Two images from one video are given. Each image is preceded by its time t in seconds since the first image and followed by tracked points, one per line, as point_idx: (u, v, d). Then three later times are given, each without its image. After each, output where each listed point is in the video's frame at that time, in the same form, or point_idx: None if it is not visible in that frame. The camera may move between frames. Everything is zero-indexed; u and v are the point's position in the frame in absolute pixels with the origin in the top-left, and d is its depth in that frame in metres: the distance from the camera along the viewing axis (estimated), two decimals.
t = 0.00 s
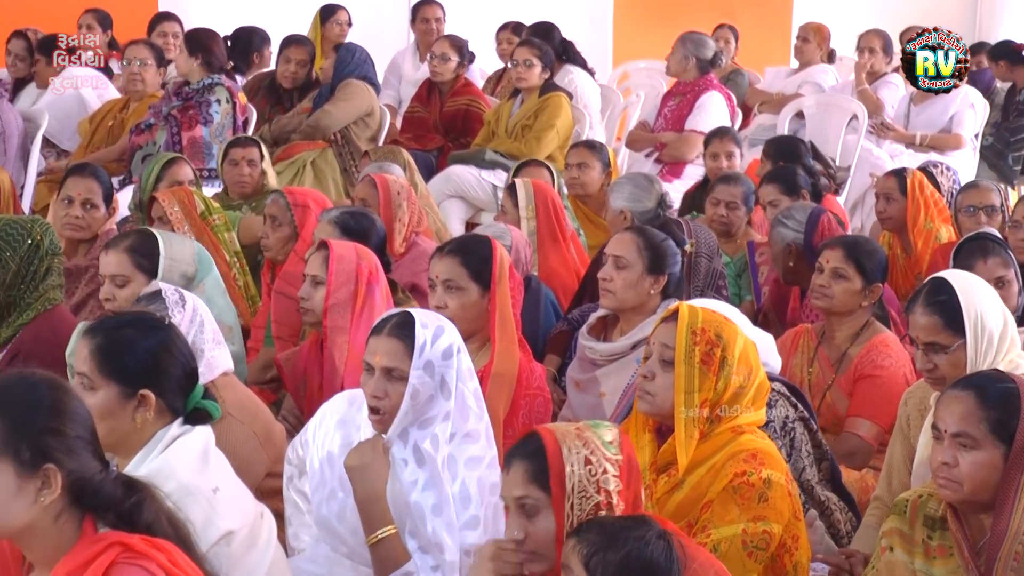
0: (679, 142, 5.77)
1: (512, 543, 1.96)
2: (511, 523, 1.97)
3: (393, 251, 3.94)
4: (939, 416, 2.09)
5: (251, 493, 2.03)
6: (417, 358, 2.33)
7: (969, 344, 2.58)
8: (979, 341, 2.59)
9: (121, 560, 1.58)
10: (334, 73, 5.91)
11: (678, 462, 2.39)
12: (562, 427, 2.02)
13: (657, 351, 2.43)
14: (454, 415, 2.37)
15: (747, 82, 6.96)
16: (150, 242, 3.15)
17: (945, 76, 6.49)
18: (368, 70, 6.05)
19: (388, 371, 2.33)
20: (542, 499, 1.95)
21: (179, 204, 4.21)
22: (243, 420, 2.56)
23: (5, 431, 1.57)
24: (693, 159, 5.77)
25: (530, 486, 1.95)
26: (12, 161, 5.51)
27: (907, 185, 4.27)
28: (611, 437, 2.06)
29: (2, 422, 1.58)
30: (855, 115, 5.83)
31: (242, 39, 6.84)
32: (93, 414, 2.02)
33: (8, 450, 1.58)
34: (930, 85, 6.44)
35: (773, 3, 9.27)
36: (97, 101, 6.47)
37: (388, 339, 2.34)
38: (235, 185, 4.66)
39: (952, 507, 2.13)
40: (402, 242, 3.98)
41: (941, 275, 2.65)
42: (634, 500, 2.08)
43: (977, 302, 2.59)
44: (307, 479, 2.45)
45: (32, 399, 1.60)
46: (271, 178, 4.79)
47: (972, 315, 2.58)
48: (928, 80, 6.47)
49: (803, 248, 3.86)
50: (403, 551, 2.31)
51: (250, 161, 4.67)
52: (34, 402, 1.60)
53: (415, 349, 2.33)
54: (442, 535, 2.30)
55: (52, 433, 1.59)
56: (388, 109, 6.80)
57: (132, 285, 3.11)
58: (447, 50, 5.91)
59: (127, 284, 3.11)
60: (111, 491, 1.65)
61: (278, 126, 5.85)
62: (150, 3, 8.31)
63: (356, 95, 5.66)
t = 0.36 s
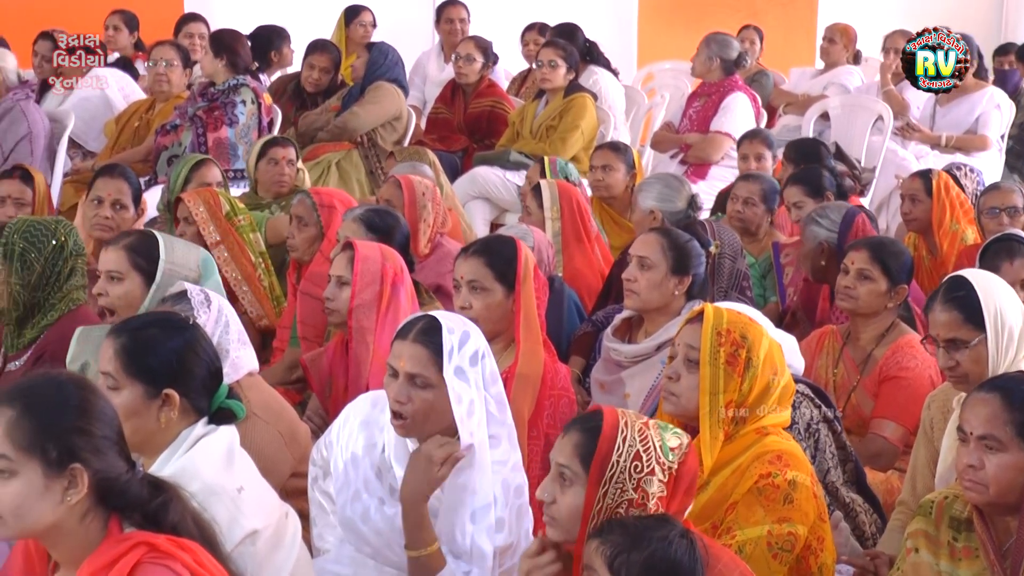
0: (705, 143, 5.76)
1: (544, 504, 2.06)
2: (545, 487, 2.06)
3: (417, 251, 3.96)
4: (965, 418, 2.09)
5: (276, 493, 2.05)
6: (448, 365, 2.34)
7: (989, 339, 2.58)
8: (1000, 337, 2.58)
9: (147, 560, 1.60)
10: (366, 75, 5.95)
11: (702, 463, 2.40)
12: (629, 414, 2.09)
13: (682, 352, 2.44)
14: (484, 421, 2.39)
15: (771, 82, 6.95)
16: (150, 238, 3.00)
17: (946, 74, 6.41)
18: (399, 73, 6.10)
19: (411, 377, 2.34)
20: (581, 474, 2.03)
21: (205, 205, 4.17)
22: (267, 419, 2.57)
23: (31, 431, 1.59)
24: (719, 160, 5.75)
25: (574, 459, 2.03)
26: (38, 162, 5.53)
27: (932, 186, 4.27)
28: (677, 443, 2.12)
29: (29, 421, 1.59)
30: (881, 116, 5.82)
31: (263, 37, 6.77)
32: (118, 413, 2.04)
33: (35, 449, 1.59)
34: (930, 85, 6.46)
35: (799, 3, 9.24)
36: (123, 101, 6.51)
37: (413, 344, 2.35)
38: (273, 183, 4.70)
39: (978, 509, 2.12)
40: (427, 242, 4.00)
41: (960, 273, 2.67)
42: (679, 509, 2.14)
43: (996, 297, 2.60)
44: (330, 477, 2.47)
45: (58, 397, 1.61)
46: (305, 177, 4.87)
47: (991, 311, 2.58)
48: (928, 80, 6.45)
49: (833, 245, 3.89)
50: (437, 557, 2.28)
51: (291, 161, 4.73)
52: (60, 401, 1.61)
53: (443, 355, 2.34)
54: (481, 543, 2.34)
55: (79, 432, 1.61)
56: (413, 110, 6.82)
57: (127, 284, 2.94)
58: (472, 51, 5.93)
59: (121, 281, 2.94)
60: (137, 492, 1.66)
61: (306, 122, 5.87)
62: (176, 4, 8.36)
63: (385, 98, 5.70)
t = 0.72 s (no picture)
0: (727, 143, 5.76)
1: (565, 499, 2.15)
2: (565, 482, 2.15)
3: (440, 252, 3.99)
4: (987, 418, 2.09)
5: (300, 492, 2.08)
6: (465, 395, 2.33)
7: (996, 335, 2.60)
8: (1006, 333, 2.60)
9: (173, 559, 1.63)
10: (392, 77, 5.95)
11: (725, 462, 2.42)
12: (647, 409, 2.14)
13: (704, 352, 2.45)
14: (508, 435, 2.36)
15: (793, 84, 6.97)
16: (132, 246, 2.86)
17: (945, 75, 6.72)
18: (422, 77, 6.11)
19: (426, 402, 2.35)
20: (594, 469, 2.11)
21: (229, 205, 4.17)
22: (291, 419, 2.60)
23: (57, 430, 1.62)
24: (740, 160, 5.75)
25: (590, 455, 2.12)
26: (63, 162, 5.59)
27: (954, 187, 4.25)
28: (694, 438, 2.15)
29: (55, 421, 1.62)
30: (903, 117, 5.81)
31: (286, 37, 6.80)
32: (143, 410, 2.07)
33: (61, 448, 1.62)
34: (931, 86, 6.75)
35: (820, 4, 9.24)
36: (147, 101, 6.55)
37: (432, 368, 2.35)
38: (304, 184, 4.74)
39: (999, 509, 2.13)
40: (450, 243, 4.02)
41: (964, 273, 2.70)
42: (705, 507, 2.17)
43: (1000, 293, 2.62)
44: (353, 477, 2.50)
45: (85, 397, 1.64)
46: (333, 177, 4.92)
47: (994, 306, 2.60)
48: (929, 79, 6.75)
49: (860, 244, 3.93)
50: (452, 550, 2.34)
51: (322, 162, 4.77)
52: (87, 400, 1.64)
53: (462, 383, 2.33)
54: (507, 541, 2.31)
55: (106, 431, 1.64)
56: (436, 111, 6.86)
57: (112, 296, 2.82)
58: (497, 51, 5.96)
59: (106, 292, 2.82)
60: (162, 490, 1.69)
61: (331, 121, 5.90)
62: (201, 4, 8.43)
63: (409, 99, 5.72)
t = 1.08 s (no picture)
0: (749, 144, 5.76)
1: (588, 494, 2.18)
2: (589, 477, 2.17)
3: (464, 252, 4.02)
4: (1010, 419, 2.10)
5: (326, 491, 2.11)
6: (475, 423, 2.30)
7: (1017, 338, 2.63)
8: None
9: (198, 557, 1.66)
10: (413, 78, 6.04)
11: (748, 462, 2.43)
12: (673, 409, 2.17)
13: (727, 351, 2.47)
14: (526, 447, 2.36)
15: (816, 85, 6.99)
16: (135, 251, 3.00)
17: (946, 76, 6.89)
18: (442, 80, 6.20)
19: (438, 425, 2.34)
20: (616, 462, 2.14)
21: (255, 206, 4.21)
22: (316, 418, 2.64)
23: (84, 430, 1.65)
24: (763, 161, 5.75)
25: (613, 449, 2.14)
26: (90, 164, 5.62)
27: (976, 188, 4.24)
28: (719, 440, 2.17)
29: (82, 420, 1.65)
30: (925, 119, 5.81)
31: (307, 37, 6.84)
32: (171, 410, 2.10)
33: (88, 447, 1.65)
34: (931, 85, 6.78)
35: (843, 5, 9.24)
36: (173, 103, 6.60)
37: (441, 397, 2.32)
38: (337, 186, 4.82)
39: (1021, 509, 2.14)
40: (474, 243, 4.05)
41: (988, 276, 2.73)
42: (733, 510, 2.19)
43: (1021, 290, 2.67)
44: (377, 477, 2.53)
45: (112, 397, 1.67)
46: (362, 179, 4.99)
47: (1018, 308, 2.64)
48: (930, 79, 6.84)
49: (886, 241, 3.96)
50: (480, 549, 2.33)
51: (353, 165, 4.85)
52: (114, 400, 1.67)
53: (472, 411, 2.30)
54: (533, 543, 2.31)
55: (132, 430, 1.67)
56: (460, 112, 6.90)
57: (112, 300, 2.97)
58: (520, 52, 5.99)
59: (109, 296, 2.98)
60: (188, 489, 1.73)
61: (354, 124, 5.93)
62: (226, 6, 8.50)
63: (431, 97, 5.75)
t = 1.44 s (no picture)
0: (768, 145, 5.78)
1: (624, 495, 2.16)
2: (626, 477, 2.15)
3: (484, 252, 4.05)
4: None
5: (347, 490, 2.13)
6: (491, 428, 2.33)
7: None
8: None
9: (221, 555, 1.68)
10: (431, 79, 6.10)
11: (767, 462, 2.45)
12: (708, 410, 2.19)
13: (746, 352, 2.49)
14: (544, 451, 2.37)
15: (835, 87, 7.01)
16: (157, 249, 3.04)
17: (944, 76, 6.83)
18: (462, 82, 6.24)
19: (450, 430, 2.39)
20: (661, 460, 2.12)
21: (277, 206, 4.24)
22: (337, 418, 2.67)
23: (108, 429, 1.68)
24: (783, 162, 5.77)
25: (654, 446, 2.13)
26: (114, 163, 5.69)
27: (994, 190, 4.25)
28: (752, 441, 2.21)
29: (106, 420, 1.68)
30: (943, 120, 5.80)
31: (328, 38, 6.90)
32: (193, 409, 2.13)
33: (112, 446, 1.68)
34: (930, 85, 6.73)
35: (864, 8, 9.23)
36: (195, 105, 6.64)
37: (454, 400, 2.35)
38: (363, 186, 4.85)
39: None
40: (494, 244, 4.08)
41: None
42: (749, 509, 2.21)
43: None
44: (398, 476, 2.56)
45: (135, 397, 1.70)
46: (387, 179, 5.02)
47: None
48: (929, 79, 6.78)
49: (880, 265, 3.97)
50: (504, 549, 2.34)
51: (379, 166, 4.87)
52: (137, 399, 1.70)
53: (486, 416, 2.32)
54: (555, 543, 2.31)
55: (156, 430, 1.70)
56: (481, 113, 6.93)
57: (134, 299, 3.02)
58: (541, 54, 6.01)
59: (130, 295, 3.04)
60: (211, 488, 1.76)
61: (374, 127, 5.95)
62: (249, 7, 8.55)
63: (450, 99, 5.78)
